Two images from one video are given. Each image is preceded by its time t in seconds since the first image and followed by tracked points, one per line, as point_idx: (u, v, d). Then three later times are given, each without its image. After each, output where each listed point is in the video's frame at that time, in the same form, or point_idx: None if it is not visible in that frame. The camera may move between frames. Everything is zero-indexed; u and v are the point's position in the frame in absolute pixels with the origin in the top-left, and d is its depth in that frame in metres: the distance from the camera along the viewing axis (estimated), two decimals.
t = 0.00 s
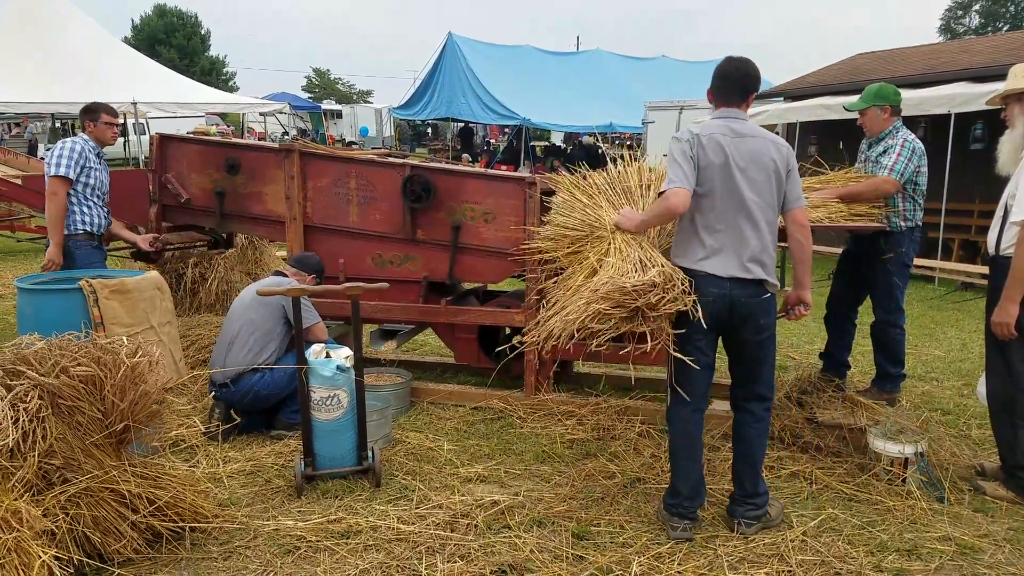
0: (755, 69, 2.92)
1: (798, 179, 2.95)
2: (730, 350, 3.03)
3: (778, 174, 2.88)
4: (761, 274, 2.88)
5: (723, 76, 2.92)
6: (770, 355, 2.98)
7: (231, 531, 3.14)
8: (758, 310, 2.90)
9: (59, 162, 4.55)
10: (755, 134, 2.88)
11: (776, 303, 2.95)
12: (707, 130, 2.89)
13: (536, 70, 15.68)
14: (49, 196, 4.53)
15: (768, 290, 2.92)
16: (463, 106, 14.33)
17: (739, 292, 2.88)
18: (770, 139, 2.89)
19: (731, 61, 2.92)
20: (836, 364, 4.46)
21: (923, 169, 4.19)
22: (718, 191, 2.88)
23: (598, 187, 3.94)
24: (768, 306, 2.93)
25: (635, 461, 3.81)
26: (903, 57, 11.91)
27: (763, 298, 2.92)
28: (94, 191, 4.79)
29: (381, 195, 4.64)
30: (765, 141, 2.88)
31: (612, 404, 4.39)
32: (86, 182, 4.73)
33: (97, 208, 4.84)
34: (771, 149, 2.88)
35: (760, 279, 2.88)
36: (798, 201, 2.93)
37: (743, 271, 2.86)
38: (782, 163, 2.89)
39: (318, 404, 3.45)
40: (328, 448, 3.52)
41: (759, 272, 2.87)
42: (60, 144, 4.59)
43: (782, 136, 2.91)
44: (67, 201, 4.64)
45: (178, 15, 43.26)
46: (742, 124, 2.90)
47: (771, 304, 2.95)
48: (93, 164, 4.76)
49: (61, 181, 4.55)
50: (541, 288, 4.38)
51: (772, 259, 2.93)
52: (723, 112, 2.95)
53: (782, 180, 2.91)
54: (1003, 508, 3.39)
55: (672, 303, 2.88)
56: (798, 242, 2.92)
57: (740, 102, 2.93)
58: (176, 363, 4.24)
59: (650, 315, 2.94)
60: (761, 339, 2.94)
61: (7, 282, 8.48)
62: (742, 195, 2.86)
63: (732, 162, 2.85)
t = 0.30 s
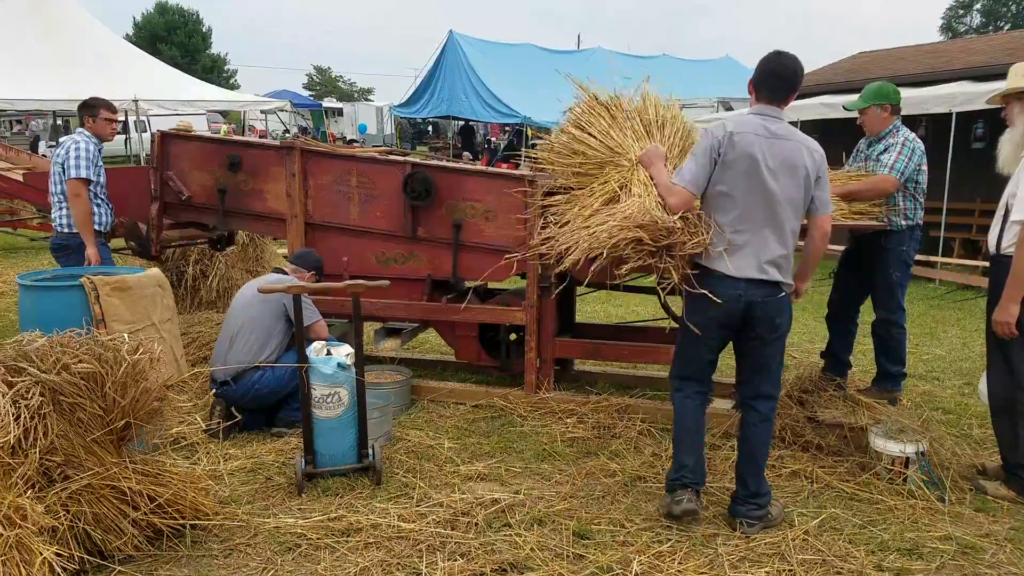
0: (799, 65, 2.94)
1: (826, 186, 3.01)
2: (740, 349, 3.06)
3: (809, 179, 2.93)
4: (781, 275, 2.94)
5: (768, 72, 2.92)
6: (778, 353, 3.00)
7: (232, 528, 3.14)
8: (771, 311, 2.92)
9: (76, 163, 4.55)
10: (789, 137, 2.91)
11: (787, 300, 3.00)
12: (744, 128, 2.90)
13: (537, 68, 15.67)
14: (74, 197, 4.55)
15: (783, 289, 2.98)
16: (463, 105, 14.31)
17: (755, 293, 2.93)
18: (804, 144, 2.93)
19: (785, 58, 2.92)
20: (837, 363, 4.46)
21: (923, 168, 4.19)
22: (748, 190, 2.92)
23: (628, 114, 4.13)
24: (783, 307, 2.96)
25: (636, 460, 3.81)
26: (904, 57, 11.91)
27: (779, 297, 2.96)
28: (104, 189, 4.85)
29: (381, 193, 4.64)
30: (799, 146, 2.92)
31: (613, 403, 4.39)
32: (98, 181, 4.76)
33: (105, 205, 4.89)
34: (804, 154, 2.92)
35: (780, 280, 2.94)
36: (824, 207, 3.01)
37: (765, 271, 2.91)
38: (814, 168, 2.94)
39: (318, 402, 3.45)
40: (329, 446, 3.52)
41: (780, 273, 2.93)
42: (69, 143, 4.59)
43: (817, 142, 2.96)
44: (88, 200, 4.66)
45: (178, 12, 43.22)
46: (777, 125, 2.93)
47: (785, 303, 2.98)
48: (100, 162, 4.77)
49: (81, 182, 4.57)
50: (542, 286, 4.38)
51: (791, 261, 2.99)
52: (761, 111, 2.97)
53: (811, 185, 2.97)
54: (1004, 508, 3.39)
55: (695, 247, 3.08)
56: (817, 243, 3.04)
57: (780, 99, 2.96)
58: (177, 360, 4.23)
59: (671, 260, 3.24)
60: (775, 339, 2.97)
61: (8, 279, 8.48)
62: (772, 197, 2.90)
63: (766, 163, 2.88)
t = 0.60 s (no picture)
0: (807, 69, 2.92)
1: (828, 190, 2.94)
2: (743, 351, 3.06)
3: (804, 183, 2.90)
4: (770, 276, 2.94)
5: (774, 75, 2.93)
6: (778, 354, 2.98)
7: (235, 533, 3.13)
8: (757, 310, 2.94)
9: (75, 164, 4.55)
10: (786, 140, 2.90)
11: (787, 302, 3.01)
12: (737, 130, 2.95)
13: (538, 71, 15.70)
14: (68, 197, 4.54)
15: (775, 291, 2.96)
16: (465, 108, 14.33)
17: (741, 291, 2.97)
18: (802, 147, 2.90)
19: (793, 62, 2.91)
20: (840, 365, 4.45)
21: (926, 169, 4.18)
22: (739, 190, 2.95)
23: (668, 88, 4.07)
24: (777, 308, 2.96)
25: (638, 463, 3.81)
26: (905, 59, 11.91)
27: (769, 297, 2.95)
28: (106, 193, 4.83)
29: (384, 197, 4.65)
30: (796, 148, 2.90)
31: (615, 406, 4.39)
32: (99, 183, 4.76)
33: (107, 209, 4.86)
34: (800, 157, 2.89)
35: (768, 281, 2.93)
36: (824, 212, 2.94)
37: (752, 271, 2.93)
38: (811, 172, 2.90)
39: (321, 406, 3.45)
40: (331, 450, 3.52)
41: (768, 274, 2.93)
42: (72, 146, 4.60)
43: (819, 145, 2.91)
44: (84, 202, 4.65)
45: (181, 17, 43.36)
46: (775, 128, 2.92)
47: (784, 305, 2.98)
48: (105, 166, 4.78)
49: (79, 182, 4.56)
50: (544, 289, 4.38)
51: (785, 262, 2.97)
52: (762, 113, 2.98)
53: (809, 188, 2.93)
54: (1009, 511, 3.38)
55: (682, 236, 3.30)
56: (813, 250, 2.98)
57: (786, 102, 2.95)
58: (180, 364, 4.24)
59: (656, 243, 3.69)
60: (769, 339, 2.98)
61: (11, 283, 8.50)
62: (762, 198, 2.91)
63: (755, 165, 2.90)
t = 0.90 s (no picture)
0: (779, 71, 2.98)
1: (792, 184, 2.86)
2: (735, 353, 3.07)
3: (761, 181, 2.90)
4: (735, 274, 2.98)
5: (744, 80, 3.02)
6: (761, 353, 3.01)
7: (244, 535, 3.15)
8: (728, 307, 3.01)
9: (79, 166, 4.61)
10: (749, 140, 2.95)
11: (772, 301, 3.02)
12: (706, 136, 3.09)
13: (545, 75, 15.72)
14: (69, 197, 4.58)
15: (747, 290, 2.98)
16: (473, 112, 14.36)
17: (713, 289, 3.05)
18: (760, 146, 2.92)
19: (762, 65, 2.98)
20: (849, 368, 4.44)
21: (937, 173, 4.17)
22: (706, 193, 3.08)
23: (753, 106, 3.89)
24: (750, 305, 2.98)
25: (646, 466, 3.80)
26: (914, 60, 11.87)
27: (740, 294, 2.99)
28: (113, 196, 4.85)
29: (391, 201, 4.66)
30: (755, 148, 2.93)
31: (623, 409, 4.39)
32: (105, 186, 4.78)
33: (115, 213, 4.89)
34: (757, 156, 2.91)
35: (734, 279, 2.98)
36: (787, 208, 2.85)
37: (718, 270, 3.02)
38: (768, 169, 2.89)
39: (329, 409, 3.47)
40: (340, 453, 3.53)
41: (732, 272, 2.97)
42: (80, 151, 4.68)
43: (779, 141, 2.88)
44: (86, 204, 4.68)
45: (191, 23, 43.65)
46: (741, 131, 2.99)
47: (760, 303, 2.99)
48: (112, 170, 4.81)
49: (79, 182, 4.59)
50: (551, 292, 4.38)
51: (755, 261, 2.97)
52: (738, 117, 3.06)
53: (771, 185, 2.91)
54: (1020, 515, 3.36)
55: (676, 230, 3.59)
56: (786, 253, 2.88)
57: (758, 105, 3.03)
58: (190, 368, 4.25)
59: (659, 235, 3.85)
60: (742, 336, 3.01)
61: (22, 288, 8.57)
62: (725, 200, 3.01)
63: (715, 169, 3.02)
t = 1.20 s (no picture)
0: (756, 74, 3.05)
1: (759, 175, 2.92)
2: (738, 352, 3.10)
3: (734, 178, 3.00)
4: (718, 270, 3.06)
5: (722, 85, 3.14)
6: (751, 351, 3.07)
7: (253, 539, 3.16)
8: (713, 304, 3.08)
9: (98, 180, 4.62)
10: (723, 140, 3.07)
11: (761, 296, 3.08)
12: (690, 142, 3.25)
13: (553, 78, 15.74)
14: (91, 212, 4.61)
15: (730, 286, 3.04)
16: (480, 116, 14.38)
17: (700, 287, 3.13)
18: (731, 143, 3.03)
19: (742, 67, 3.05)
20: (859, 372, 4.42)
21: (947, 176, 4.15)
22: (692, 195, 3.22)
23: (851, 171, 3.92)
24: (736, 303, 3.05)
25: (656, 471, 3.79)
26: (924, 62, 11.82)
27: (726, 293, 3.06)
28: (124, 204, 4.91)
29: (399, 205, 4.67)
30: (728, 147, 3.04)
31: (631, 413, 4.39)
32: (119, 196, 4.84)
33: (127, 218, 4.96)
34: (728, 153, 3.02)
35: (717, 275, 3.06)
36: (749, 200, 2.92)
37: (703, 268, 3.12)
38: (738, 164, 2.98)
39: (337, 412, 3.48)
40: (348, 457, 3.54)
41: (714, 268, 3.07)
42: (94, 159, 4.65)
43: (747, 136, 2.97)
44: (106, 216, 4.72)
45: (199, 28, 43.91)
46: (718, 133, 3.12)
47: (747, 300, 3.05)
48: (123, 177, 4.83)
49: (101, 197, 4.63)
50: (559, 296, 4.38)
51: (737, 256, 3.05)
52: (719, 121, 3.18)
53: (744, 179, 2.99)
54: None
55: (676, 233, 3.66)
56: (762, 243, 2.94)
57: (740, 108, 3.10)
58: (200, 371, 4.27)
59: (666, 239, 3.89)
60: (731, 333, 3.08)
61: (34, 292, 8.64)
62: (706, 200, 3.14)
63: (695, 171, 3.16)
